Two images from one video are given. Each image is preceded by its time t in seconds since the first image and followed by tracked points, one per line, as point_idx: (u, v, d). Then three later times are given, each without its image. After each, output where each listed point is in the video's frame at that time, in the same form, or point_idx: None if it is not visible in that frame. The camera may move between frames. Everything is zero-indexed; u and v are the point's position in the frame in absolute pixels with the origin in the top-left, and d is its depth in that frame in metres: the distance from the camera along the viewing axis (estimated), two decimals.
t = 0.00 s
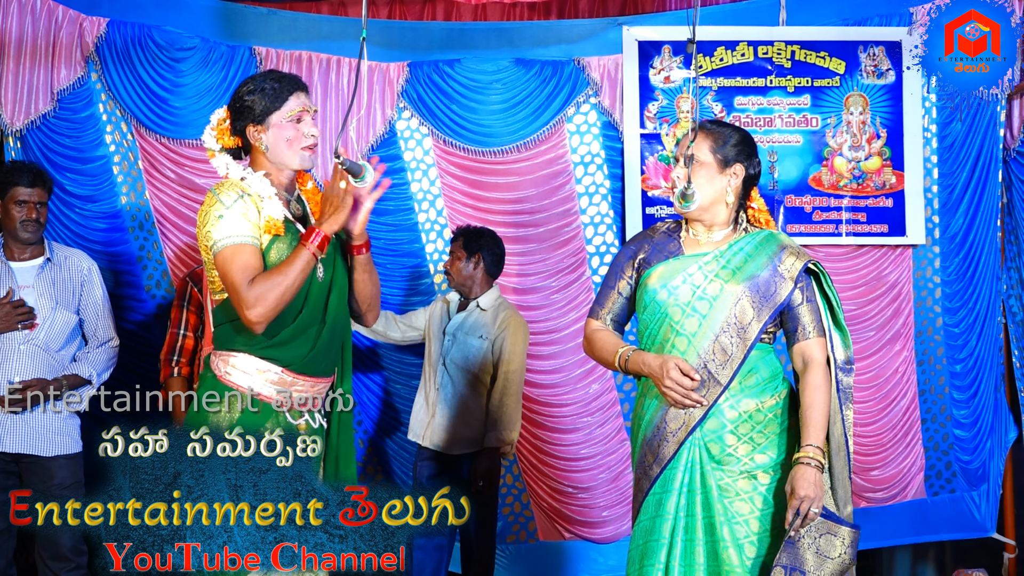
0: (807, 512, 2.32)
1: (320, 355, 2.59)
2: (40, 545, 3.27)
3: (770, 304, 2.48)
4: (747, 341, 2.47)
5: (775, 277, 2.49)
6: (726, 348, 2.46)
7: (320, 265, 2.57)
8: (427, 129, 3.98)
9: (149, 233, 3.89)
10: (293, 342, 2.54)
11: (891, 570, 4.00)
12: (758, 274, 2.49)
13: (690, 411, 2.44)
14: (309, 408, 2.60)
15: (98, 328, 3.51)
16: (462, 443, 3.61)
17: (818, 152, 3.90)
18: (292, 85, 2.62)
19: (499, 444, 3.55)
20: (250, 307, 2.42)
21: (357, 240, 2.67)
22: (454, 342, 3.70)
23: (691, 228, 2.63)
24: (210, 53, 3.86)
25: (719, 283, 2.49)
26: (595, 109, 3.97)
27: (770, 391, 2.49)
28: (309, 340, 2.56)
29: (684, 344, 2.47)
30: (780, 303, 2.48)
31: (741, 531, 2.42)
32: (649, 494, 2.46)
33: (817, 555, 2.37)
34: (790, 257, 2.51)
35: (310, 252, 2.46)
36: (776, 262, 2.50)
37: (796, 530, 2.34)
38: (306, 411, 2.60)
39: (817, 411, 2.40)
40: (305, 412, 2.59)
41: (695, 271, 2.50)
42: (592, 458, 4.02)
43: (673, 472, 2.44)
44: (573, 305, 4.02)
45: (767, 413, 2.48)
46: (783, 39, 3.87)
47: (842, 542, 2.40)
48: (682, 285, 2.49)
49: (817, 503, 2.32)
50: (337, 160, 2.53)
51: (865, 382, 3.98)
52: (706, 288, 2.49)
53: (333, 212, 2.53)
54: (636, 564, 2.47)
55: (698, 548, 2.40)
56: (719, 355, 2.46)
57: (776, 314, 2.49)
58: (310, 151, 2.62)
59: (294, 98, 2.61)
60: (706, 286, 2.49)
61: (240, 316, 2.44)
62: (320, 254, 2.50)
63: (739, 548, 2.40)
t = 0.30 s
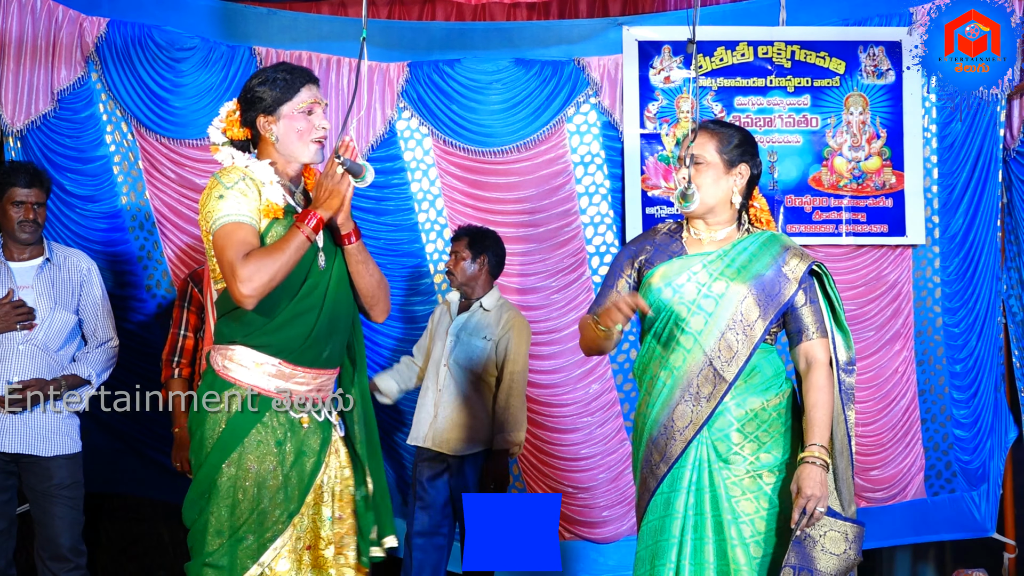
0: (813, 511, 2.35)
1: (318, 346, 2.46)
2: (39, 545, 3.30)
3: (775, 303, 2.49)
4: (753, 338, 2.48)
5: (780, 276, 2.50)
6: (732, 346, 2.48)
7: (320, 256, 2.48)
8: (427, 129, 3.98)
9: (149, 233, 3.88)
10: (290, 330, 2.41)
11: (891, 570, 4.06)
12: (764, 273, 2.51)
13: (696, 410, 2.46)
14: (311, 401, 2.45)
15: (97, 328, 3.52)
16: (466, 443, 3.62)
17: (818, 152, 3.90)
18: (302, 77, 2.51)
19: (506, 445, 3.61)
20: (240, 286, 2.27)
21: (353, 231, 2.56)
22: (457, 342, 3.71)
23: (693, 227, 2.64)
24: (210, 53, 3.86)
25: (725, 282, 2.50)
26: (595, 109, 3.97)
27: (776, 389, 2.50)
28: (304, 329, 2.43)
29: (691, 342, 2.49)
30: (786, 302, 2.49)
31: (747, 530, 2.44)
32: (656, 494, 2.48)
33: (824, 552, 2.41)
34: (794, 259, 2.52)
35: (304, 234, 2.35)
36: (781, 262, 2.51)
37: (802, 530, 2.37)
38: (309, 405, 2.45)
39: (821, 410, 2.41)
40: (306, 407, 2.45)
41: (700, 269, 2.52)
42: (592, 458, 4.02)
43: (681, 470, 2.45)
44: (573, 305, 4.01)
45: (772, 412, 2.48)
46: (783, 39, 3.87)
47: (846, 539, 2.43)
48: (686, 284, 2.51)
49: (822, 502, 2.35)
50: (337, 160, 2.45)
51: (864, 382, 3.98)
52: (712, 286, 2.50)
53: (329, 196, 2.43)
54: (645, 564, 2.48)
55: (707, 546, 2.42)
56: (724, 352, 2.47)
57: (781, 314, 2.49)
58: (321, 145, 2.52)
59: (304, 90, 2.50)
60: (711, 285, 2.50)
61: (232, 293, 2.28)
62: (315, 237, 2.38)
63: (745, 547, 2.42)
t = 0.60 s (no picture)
0: (823, 510, 2.42)
1: (327, 344, 2.60)
2: (40, 545, 3.31)
3: (781, 302, 2.55)
4: (760, 337, 2.54)
5: (785, 277, 2.56)
6: (739, 345, 2.53)
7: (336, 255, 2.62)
8: (427, 129, 3.97)
9: (149, 233, 3.88)
10: (298, 330, 2.56)
11: (891, 570, 4.01)
12: (769, 272, 2.56)
13: (705, 409, 2.50)
14: (321, 403, 2.59)
15: (97, 328, 3.51)
16: (474, 445, 3.66)
17: (818, 152, 3.90)
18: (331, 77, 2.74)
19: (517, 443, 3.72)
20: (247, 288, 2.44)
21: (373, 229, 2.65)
22: (461, 344, 3.72)
23: (694, 227, 2.68)
24: (210, 53, 3.86)
25: (731, 282, 2.55)
26: (594, 109, 3.97)
27: (781, 387, 2.56)
28: (311, 329, 2.57)
29: (697, 342, 2.52)
30: (792, 301, 2.56)
31: (754, 529, 2.49)
32: (665, 493, 2.51)
33: (833, 553, 2.46)
34: (798, 260, 2.58)
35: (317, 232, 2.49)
36: (785, 262, 2.57)
37: (812, 528, 2.44)
38: (320, 405, 2.59)
39: (828, 410, 2.49)
40: (316, 408, 2.58)
41: (705, 269, 2.56)
42: (591, 458, 4.02)
43: (690, 469, 2.50)
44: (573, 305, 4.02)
45: (778, 410, 2.55)
46: (783, 39, 3.87)
47: (857, 539, 2.48)
48: (692, 284, 2.55)
49: (832, 501, 2.42)
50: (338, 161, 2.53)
51: (863, 382, 3.98)
52: (718, 285, 2.55)
53: (343, 196, 2.58)
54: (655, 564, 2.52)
55: (718, 545, 2.46)
56: (732, 352, 2.53)
57: (786, 314, 2.56)
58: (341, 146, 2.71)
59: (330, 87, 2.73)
60: (717, 284, 2.55)
61: (240, 288, 2.45)
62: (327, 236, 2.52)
63: (754, 545, 2.47)
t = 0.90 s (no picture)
0: (827, 513, 2.49)
1: (357, 343, 3.00)
2: (40, 545, 3.31)
3: (780, 305, 2.62)
4: (759, 341, 2.61)
5: (784, 279, 2.64)
6: (739, 348, 2.60)
7: (364, 256, 3.04)
8: (428, 129, 3.96)
9: (149, 233, 3.88)
10: (322, 334, 2.99)
11: (892, 571, 3.98)
12: (768, 275, 2.64)
13: (703, 413, 2.58)
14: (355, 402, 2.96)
15: (96, 327, 3.50)
16: (493, 442, 3.76)
17: (818, 152, 3.90)
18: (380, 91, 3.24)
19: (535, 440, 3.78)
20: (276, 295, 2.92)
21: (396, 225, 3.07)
22: (471, 345, 3.76)
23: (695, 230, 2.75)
24: (210, 53, 3.86)
25: (730, 285, 2.63)
26: (594, 109, 3.98)
27: (781, 388, 2.62)
28: (336, 332, 2.99)
29: (696, 346, 2.61)
30: (791, 304, 2.62)
31: (755, 529, 2.57)
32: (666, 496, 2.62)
33: (839, 555, 2.55)
34: (798, 260, 2.66)
35: (332, 233, 2.92)
36: (784, 264, 2.65)
37: (817, 531, 2.52)
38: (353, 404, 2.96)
39: (829, 412, 2.55)
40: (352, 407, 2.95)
41: (704, 272, 2.64)
42: (591, 458, 4.03)
43: (688, 470, 2.60)
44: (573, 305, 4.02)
45: (777, 411, 2.60)
46: (783, 39, 3.87)
47: (859, 539, 2.57)
48: (691, 287, 2.63)
49: (836, 504, 2.49)
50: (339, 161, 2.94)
51: (863, 382, 3.98)
52: (717, 289, 2.63)
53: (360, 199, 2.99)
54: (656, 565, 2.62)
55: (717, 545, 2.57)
56: (731, 355, 2.60)
57: (786, 317, 2.62)
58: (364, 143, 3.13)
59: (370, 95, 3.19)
60: (716, 288, 2.63)
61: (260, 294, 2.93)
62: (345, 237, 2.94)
63: (753, 545, 2.56)
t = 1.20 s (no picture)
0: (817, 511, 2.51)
1: (371, 347, 2.42)
2: (40, 545, 3.30)
3: (779, 305, 2.62)
4: (759, 342, 2.60)
5: (783, 277, 2.64)
6: (738, 349, 2.60)
7: (378, 259, 2.45)
8: (427, 129, 3.99)
9: (149, 233, 3.89)
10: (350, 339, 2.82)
11: (891, 571, 3.99)
12: (767, 275, 2.64)
13: (704, 414, 2.58)
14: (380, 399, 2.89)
15: (96, 327, 3.51)
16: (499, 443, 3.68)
17: (818, 152, 3.90)
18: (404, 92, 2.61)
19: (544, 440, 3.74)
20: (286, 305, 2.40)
21: (410, 224, 2.38)
22: (474, 344, 3.75)
23: (693, 231, 2.76)
24: (210, 53, 3.86)
25: (729, 286, 2.64)
26: (594, 109, 3.98)
27: (782, 388, 2.63)
28: (350, 336, 2.42)
29: (696, 347, 2.61)
30: (790, 304, 2.62)
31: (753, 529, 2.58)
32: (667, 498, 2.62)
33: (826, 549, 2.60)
34: (797, 259, 2.66)
35: (338, 246, 2.35)
36: (784, 263, 2.65)
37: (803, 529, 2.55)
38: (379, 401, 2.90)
39: (826, 409, 2.55)
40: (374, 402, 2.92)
41: (703, 273, 2.65)
42: (591, 458, 4.03)
43: (689, 472, 2.60)
44: (573, 305, 4.03)
45: (778, 411, 2.62)
46: (783, 39, 3.87)
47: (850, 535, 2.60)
48: (691, 289, 2.64)
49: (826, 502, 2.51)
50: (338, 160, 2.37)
51: (862, 382, 3.98)
52: (717, 290, 2.64)
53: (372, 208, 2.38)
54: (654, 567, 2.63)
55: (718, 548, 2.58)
56: (731, 356, 2.60)
57: (786, 316, 2.63)
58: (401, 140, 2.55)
59: (383, 93, 2.53)
60: (716, 289, 2.64)
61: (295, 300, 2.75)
62: (353, 247, 2.37)
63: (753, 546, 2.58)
